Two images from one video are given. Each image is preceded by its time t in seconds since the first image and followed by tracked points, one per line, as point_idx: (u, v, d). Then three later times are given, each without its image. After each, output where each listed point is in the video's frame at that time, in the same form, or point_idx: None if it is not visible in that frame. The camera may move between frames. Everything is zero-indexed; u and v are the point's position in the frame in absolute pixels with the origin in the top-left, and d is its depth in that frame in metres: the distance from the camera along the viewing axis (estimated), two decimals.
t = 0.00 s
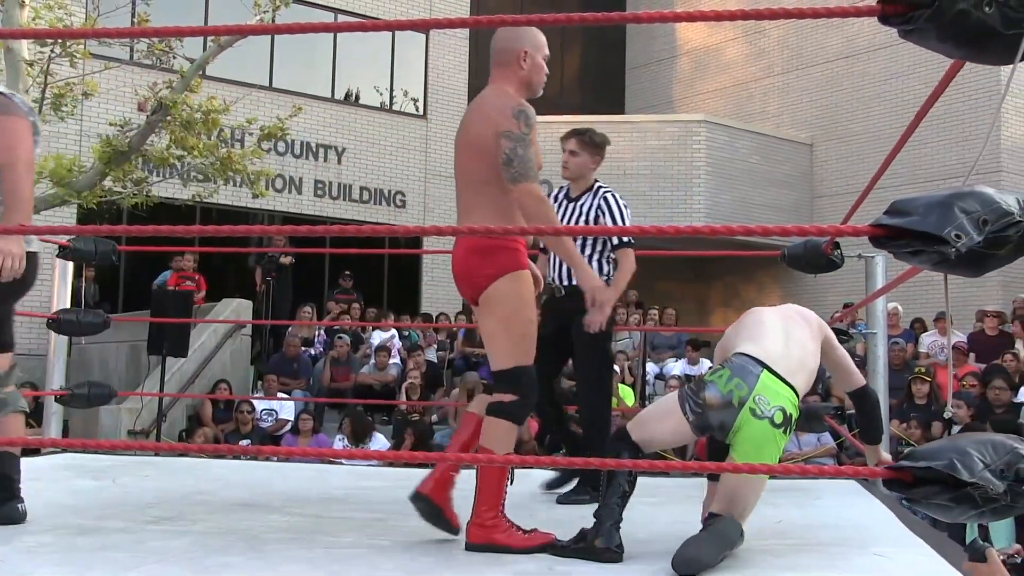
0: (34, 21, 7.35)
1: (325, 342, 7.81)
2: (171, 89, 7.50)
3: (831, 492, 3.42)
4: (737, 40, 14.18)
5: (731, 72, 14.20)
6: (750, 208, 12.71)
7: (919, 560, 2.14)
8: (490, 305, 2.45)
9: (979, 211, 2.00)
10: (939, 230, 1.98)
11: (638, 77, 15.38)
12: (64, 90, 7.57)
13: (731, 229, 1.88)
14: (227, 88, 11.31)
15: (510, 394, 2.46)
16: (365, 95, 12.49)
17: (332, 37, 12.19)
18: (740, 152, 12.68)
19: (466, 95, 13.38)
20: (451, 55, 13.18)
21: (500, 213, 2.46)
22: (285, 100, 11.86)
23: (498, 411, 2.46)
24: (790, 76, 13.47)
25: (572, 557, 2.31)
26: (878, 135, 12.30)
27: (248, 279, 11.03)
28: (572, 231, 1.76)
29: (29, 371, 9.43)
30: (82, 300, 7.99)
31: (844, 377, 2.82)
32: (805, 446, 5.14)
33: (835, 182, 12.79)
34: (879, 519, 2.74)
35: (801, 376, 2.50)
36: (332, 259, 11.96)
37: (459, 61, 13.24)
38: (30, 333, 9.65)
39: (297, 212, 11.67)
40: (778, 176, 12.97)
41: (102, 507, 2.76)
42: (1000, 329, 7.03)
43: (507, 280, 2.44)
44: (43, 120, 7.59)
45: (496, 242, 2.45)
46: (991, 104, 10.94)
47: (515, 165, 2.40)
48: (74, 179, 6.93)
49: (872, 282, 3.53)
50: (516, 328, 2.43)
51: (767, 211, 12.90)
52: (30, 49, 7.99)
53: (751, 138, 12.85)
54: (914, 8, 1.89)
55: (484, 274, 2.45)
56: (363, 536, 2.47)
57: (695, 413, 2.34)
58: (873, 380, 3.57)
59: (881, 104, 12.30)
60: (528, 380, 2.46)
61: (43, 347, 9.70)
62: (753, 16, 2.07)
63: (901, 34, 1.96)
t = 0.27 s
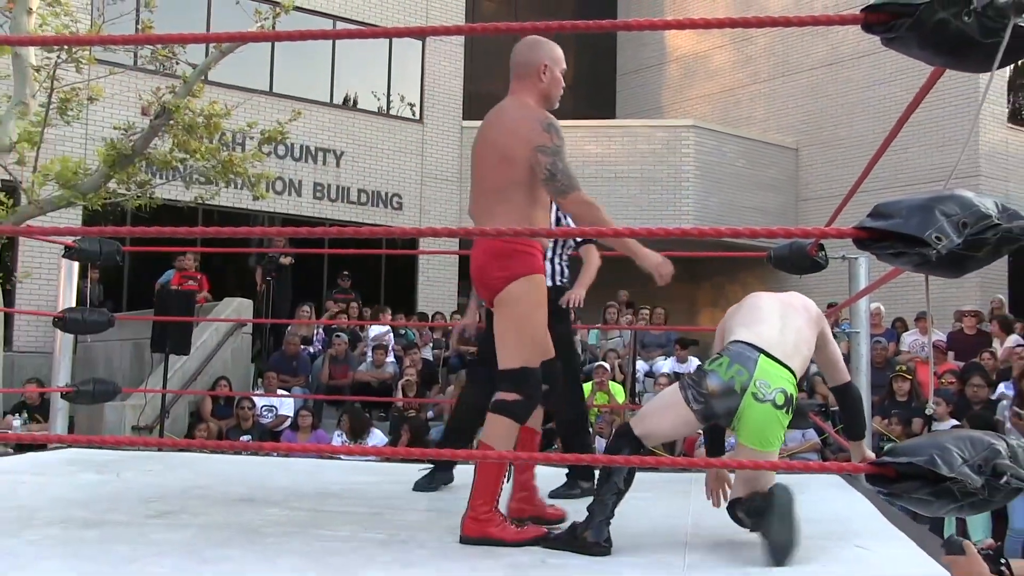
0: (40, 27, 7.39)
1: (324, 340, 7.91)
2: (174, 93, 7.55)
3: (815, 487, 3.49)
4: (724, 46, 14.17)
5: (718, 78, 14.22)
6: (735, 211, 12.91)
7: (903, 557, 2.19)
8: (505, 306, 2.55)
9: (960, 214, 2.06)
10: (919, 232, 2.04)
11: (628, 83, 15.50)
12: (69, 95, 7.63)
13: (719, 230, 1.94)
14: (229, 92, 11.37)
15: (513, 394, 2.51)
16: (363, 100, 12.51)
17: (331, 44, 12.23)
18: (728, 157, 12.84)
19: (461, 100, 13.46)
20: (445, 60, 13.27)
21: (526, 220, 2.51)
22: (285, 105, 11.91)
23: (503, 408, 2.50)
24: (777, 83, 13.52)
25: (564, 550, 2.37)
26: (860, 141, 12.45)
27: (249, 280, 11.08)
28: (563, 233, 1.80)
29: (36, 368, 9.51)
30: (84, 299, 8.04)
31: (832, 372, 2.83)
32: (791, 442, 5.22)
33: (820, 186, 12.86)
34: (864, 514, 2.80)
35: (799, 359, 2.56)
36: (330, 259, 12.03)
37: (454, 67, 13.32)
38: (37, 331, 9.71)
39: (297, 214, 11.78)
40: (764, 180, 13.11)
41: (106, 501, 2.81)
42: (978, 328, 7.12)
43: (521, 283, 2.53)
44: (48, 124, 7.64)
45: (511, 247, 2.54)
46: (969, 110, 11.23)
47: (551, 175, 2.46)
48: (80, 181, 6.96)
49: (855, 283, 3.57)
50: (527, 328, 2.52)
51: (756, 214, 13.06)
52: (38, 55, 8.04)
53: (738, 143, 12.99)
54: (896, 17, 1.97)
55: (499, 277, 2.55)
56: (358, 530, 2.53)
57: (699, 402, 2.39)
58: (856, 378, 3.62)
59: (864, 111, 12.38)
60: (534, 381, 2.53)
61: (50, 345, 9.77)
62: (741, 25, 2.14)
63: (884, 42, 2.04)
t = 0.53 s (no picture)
0: (65, 42, 7.56)
1: (332, 337, 8.09)
2: (191, 104, 7.70)
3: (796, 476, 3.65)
4: (710, 61, 14.43)
5: (704, 90, 14.50)
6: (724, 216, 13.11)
7: (874, 547, 2.34)
8: (527, 309, 2.66)
9: (930, 218, 2.17)
10: (893, 235, 2.16)
11: (619, 94, 15.76)
12: (93, 107, 7.84)
13: (708, 234, 2.06)
14: (242, 104, 11.54)
15: (527, 389, 2.62)
16: (369, 110, 12.68)
17: (338, 56, 12.41)
18: (712, 165, 12.98)
19: (456, 117, 13.49)
20: (447, 73, 13.44)
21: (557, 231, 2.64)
22: (295, 116, 12.07)
23: (515, 402, 2.61)
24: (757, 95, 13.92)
25: (558, 534, 2.51)
26: (835, 149, 12.84)
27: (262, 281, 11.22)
28: (558, 235, 1.90)
29: (63, 363, 9.75)
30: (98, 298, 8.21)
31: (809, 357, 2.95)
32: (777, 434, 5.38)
33: (799, 192, 13.24)
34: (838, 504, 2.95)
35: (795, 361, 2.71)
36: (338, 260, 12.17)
37: (455, 78, 13.47)
38: (63, 329, 9.96)
39: (306, 218, 11.89)
40: (747, 187, 13.37)
41: (126, 487, 2.96)
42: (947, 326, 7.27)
43: (545, 289, 2.66)
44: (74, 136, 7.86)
45: (539, 255, 2.66)
46: (934, 123, 11.76)
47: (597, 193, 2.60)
48: (102, 187, 7.14)
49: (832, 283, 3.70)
50: (547, 332, 2.65)
51: (742, 218, 13.28)
52: (62, 68, 8.21)
53: (723, 152, 13.16)
54: (870, 33, 2.05)
55: (524, 282, 2.66)
56: (364, 515, 2.68)
57: (715, 411, 2.49)
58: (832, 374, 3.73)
59: (839, 122, 12.76)
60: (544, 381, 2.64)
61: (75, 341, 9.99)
62: (726, 40, 2.25)
63: (859, 56, 2.12)
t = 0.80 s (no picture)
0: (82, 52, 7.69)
1: (334, 333, 8.23)
2: (200, 111, 7.84)
3: (779, 467, 3.78)
4: (694, 70, 14.62)
5: (688, 99, 14.69)
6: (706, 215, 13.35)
7: (854, 535, 2.48)
8: (550, 314, 2.78)
9: (904, 220, 2.17)
10: (869, 236, 2.16)
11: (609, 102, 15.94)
12: (108, 113, 8.00)
13: (696, 235, 2.10)
14: (250, 111, 11.68)
15: (568, 381, 2.73)
16: (370, 118, 12.81)
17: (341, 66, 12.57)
18: (698, 169, 13.17)
19: (456, 122, 13.64)
20: (445, 82, 13.54)
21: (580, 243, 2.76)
22: (300, 123, 12.21)
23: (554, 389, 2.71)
24: (740, 104, 14.12)
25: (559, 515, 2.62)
26: (813, 155, 13.09)
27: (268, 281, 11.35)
28: (561, 236, 1.98)
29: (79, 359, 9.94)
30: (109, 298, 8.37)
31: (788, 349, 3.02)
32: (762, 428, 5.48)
33: (782, 194, 13.44)
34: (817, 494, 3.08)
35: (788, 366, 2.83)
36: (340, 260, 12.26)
37: (453, 87, 13.58)
38: (80, 326, 10.21)
39: (309, 220, 12.02)
40: (732, 190, 13.58)
41: (138, 478, 3.08)
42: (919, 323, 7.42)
43: (565, 297, 2.77)
44: (90, 142, 7.99)
45: (560, 264, 2.78)
46: (909, 128, 12.04)
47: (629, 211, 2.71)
48: (118, 190, 7.22)
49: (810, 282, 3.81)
50: (572, 338, 2.76)
51: (727, 221, 13.53)
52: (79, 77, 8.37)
53: (707, 157, 13.36)
54: (846, 45, 2.09)
55: (546, 290, 2.77)
56: (366, 504, 2.80)
57: (720, 415, 2.59)
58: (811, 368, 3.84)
59: (820, 132, 13.00)
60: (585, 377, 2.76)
61: (90, 337, 10.20)
62: (710, 50, 2.27)
63: (834, 67, 2.14)
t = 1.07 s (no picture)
0: (65, 43, 7.65)
1: (318, 328, 8.22)
2: (184, 104, 7.80)
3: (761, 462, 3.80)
4: (680, 66, 14.65)
5: (674, 94, 14.73)
6: (687, 210, 13.49)
7: (836, 530, 2.50)
8: (549, 303, 2.77)
9: (887, 216, 2.13)
10: (852, 233, 2.10)
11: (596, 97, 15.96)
12: (91, 105, 7.97)
13: (667, 231, 2.06)
14: (236, 104, 11.63)
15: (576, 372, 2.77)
16: (355, 112, 12.79)
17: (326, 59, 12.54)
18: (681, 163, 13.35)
19: (442, 115, 13.65)
20: (431, 76, 13.53)
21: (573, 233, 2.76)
22: (285, 116, 12.17)
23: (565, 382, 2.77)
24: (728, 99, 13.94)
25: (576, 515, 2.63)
26: (797, 150, 13.11)
27: (252, 274, 11.31)
28: (540, 232, 1.98)
29: (60, 352, 9.90)
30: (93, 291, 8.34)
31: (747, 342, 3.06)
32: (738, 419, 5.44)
33: (766, 190, 13.50)
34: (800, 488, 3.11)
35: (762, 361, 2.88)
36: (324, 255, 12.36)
37: (439, 81, 13.57)
38: (62, 318, 10.16)
39: (295, 214, 11.99)
40: (716, 185, 13.66)
41: (122, 471, 3.07)
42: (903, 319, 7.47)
43: (562, 286, 2.76)
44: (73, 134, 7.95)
45: (558, 252, 2.77)
46: (892, 125, 12.10)
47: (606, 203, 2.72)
48: (101, 183, 7.21)
49: (794, 278, 3.83)
50: (571, 326, 2.78)
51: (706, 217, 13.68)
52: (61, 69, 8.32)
53: (693, 152, 13.52)
54: (831, 42, 2.02)
55: (543, 278, 2.75)
56: (351, 498, 2.79)
57: (710, 410, 2.60)
58: (794, 363, 3.86)
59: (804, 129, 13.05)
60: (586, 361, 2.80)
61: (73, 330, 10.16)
62: (693, 47, 2.21)
63: (820, 64, 2.07)
